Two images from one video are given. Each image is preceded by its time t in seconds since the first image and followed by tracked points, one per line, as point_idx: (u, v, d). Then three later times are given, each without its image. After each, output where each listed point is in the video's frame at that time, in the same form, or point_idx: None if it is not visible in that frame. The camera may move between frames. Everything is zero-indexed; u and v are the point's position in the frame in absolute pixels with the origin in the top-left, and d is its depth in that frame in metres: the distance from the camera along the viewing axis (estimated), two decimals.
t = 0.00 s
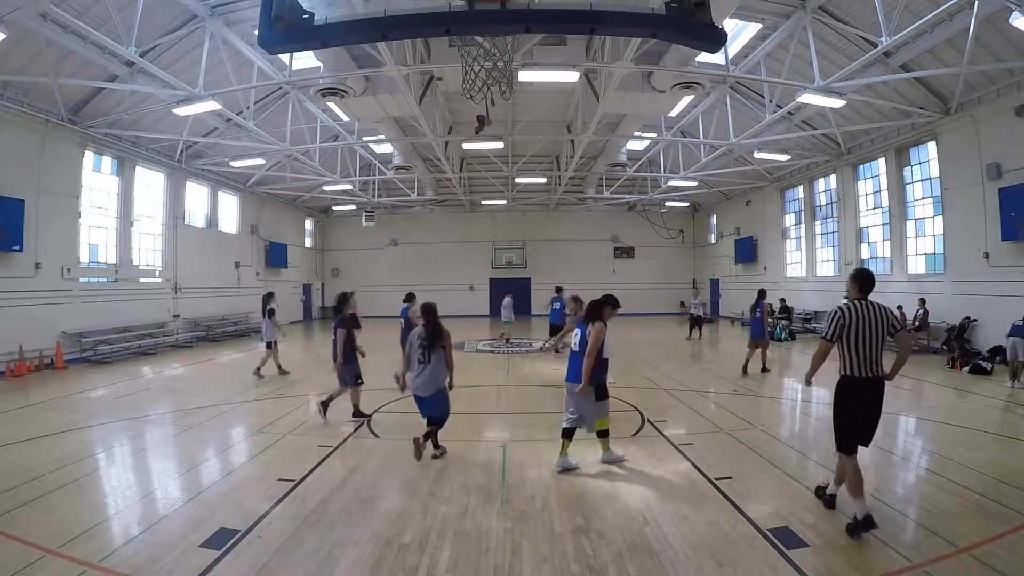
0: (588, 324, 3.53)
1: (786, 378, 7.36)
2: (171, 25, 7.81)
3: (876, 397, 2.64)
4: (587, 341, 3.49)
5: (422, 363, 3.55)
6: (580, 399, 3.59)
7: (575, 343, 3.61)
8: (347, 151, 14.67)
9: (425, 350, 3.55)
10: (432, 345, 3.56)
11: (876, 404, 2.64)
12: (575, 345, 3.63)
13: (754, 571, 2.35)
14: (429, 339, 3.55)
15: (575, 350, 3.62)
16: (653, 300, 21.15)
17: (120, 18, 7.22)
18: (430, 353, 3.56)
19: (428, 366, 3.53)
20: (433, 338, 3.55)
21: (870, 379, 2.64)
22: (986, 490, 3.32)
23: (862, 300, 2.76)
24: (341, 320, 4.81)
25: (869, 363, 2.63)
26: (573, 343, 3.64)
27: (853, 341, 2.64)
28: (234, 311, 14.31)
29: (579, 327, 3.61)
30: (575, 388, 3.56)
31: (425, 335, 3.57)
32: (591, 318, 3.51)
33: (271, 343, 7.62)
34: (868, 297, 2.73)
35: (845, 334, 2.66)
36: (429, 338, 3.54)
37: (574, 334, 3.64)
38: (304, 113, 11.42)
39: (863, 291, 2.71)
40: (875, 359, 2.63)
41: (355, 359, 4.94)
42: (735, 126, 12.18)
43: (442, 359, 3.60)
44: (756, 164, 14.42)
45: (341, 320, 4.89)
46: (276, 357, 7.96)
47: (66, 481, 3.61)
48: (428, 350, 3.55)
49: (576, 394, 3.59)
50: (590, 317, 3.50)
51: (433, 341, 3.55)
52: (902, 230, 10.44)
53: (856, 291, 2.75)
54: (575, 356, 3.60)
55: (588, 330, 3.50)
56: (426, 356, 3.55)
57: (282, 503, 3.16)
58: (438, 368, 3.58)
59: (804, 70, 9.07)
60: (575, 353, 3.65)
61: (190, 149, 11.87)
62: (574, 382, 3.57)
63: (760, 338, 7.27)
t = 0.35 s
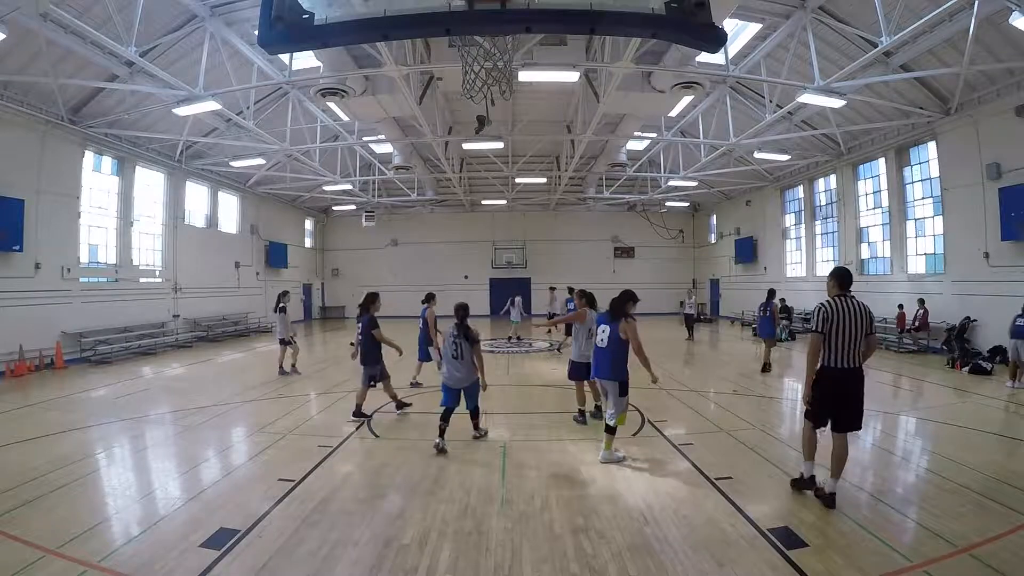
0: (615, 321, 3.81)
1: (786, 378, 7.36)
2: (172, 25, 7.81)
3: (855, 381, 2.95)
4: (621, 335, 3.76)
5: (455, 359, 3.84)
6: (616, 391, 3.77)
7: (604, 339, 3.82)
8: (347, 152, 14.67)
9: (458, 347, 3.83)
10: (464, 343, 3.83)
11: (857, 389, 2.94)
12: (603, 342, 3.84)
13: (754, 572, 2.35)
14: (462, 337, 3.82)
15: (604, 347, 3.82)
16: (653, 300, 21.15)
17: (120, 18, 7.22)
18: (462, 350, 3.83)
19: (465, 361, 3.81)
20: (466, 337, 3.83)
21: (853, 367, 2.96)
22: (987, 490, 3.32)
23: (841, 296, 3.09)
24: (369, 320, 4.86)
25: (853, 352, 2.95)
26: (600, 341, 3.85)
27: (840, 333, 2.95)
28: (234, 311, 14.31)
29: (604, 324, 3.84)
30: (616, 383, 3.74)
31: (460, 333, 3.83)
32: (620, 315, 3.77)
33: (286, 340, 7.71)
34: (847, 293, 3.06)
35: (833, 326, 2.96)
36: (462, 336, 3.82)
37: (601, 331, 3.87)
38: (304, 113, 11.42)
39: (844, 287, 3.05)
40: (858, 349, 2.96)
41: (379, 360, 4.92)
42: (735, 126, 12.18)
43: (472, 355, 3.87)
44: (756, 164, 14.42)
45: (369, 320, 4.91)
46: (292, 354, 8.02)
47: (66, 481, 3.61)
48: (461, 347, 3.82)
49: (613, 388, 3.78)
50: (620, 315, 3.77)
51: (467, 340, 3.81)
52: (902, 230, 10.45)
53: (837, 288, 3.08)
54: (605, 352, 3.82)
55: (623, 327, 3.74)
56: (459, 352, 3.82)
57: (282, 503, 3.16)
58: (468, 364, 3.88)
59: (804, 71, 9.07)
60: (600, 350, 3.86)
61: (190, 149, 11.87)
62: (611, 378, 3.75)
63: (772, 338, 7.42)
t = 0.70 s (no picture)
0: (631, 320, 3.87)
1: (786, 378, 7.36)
2: (172, 25, 7.81)
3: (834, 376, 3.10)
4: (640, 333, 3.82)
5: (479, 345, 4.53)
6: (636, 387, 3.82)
7: (624, 337, 3.88)
8: (347, 152, 14.67)
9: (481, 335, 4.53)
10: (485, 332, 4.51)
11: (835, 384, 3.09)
12: (622, 340, 3.89)
13: (754, 571, 2.35)
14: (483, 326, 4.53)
15: (623, 345, 3.87)
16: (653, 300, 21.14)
17: (120, 18, 7.22)
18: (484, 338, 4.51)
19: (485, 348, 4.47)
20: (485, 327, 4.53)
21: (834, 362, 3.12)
22: (986, 490, 3.32)
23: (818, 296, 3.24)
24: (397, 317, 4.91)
25: (832, 347, 3.09)
26: (617, 339, 3.93)
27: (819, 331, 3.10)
28: (234, 311, 14.32)
29: (621, 323, 3.92)
30: (637, 379, 3.79)
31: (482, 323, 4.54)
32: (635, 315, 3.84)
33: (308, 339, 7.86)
34: (823, 292, 3.20)
35: (812, 325, 3.10)
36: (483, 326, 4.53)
37: (619, 329, 3.92)
38: (304, 112, 11.42)
39: (819, 287, 3.20)
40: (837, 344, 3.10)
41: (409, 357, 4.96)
42: (735, 126, 12.19)
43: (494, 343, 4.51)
44: (756, 164, 14.42)
45: (398, 318, 4.93)
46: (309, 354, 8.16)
47: (66, 481, 3.60)
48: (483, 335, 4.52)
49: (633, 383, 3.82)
50: (635, 314, 3.84)
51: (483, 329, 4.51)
52: (902, 230, 10.45)
53: (814, 288, 3.22)
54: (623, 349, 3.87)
55: (640, 326, 3.82)
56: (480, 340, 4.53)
57: (282, 503, 3.16)
58: (490, 352, 4.52)
59: (804, 71, 9.07)
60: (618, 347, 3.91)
61: (190, 149, 11.87)
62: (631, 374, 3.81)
63: (780, 338, 7.48)
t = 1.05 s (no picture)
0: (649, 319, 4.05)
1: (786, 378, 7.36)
2: (172, 25, 7.82)
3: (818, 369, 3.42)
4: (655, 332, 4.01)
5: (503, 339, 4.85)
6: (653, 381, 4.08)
7: (640, 335, 4.06)
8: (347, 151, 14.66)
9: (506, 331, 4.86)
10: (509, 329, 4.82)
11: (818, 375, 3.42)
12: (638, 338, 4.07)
13: (754, 572, 2.35)
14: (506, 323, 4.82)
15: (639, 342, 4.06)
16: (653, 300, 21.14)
17: (120, 18, 7.22)
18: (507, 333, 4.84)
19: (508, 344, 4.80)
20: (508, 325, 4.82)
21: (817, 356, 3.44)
22: (986, 490, 3.32)
23: (802, 294, 3.55)
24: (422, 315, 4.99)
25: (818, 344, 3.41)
26: (634, 336, 4.11)
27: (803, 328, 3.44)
28: (234, 311, 14.32)
29: (639, 322, 4.10)
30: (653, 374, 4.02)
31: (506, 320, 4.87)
32: (652, 314, 4.03)
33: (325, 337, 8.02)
34: (808, 292, 3.50)
35: (794, 322, 3.44)
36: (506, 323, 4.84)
37: (636, 327, 4.11)
38: (304, 112, 11.42)
39: (805, 286, 3.51)
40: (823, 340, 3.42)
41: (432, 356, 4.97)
42: (735, 126, 12.19)
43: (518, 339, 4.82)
44: (756, 164, 14.42)
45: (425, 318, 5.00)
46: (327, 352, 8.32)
47: (66, 481, 3.60)
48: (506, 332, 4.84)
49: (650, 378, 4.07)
50: (652, 313, 4.02)
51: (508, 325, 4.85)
52: (902, 230, 10.45)
53: (800, 287, 3.52)
54: (640, 347, 4.06)
55: (656, 325, 4.01)
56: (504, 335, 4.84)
57: (282, 503, 3.16)
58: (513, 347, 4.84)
59: (804, 71, 9.07)
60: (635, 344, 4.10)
61: (190, 149, 11.87)
62: (648, 369, 4.04)
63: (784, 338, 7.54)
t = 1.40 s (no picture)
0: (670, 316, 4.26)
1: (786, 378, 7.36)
2: (172, 25, 7.82)
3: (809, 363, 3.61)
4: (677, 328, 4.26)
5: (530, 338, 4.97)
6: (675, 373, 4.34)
7: (664, 332, 4.29)
8: (347, 151, 14.66)
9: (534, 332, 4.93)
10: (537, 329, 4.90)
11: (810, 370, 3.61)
12: (661, 334, 4.30)
13: (754, 572, 2.35)
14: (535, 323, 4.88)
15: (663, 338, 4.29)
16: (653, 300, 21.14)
17: (120, 18, 7.22)
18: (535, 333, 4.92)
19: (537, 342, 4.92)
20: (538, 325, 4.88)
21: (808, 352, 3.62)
22: (986, 490, 3.32)
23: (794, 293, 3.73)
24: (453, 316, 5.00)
25: (807, 341, 3.60)
26: (657, 333, 4.31)
27: (793, 326, 3.65)
28: (234, 311, 14.32)
29: (661, 318, 4.30)
30: (675, 368, 4.28)
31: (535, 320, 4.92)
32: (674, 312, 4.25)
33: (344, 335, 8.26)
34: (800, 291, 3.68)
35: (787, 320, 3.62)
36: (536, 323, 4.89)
37: (658, 324, 4.31)
38: (304, 112, 11.42)
39: (797, 287, 3.67)
40: (813, 337, 3.61)
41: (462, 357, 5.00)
42: (735, 126, 12.19)
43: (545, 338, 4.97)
44: (756, 164, 14.41)
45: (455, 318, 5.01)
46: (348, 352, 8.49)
47: (65, 481, 3.60)
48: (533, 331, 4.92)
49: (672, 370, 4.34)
50: (675, 310, 4.25)
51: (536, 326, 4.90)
52: (902, 230, 10.45)
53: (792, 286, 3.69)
54: (664, 343, 4.29)
55: (678, 322, 4.24)
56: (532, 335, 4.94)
57: (282, 503, 3.16)
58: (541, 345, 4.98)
59: (804, 70, 9.07)
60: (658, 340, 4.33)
61: (190, 149, 11.87)
62: (672, 363, 4.31)
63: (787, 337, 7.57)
